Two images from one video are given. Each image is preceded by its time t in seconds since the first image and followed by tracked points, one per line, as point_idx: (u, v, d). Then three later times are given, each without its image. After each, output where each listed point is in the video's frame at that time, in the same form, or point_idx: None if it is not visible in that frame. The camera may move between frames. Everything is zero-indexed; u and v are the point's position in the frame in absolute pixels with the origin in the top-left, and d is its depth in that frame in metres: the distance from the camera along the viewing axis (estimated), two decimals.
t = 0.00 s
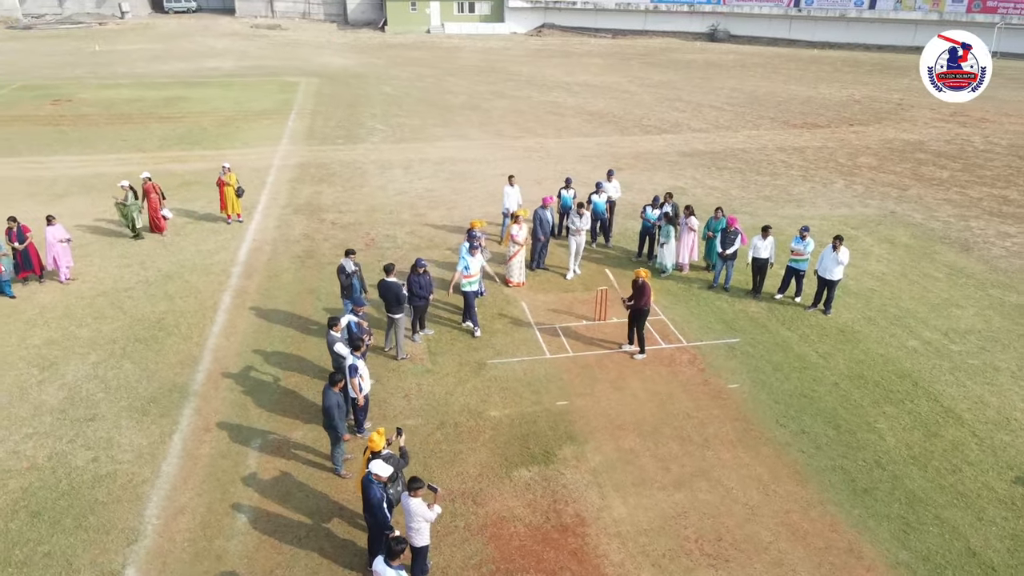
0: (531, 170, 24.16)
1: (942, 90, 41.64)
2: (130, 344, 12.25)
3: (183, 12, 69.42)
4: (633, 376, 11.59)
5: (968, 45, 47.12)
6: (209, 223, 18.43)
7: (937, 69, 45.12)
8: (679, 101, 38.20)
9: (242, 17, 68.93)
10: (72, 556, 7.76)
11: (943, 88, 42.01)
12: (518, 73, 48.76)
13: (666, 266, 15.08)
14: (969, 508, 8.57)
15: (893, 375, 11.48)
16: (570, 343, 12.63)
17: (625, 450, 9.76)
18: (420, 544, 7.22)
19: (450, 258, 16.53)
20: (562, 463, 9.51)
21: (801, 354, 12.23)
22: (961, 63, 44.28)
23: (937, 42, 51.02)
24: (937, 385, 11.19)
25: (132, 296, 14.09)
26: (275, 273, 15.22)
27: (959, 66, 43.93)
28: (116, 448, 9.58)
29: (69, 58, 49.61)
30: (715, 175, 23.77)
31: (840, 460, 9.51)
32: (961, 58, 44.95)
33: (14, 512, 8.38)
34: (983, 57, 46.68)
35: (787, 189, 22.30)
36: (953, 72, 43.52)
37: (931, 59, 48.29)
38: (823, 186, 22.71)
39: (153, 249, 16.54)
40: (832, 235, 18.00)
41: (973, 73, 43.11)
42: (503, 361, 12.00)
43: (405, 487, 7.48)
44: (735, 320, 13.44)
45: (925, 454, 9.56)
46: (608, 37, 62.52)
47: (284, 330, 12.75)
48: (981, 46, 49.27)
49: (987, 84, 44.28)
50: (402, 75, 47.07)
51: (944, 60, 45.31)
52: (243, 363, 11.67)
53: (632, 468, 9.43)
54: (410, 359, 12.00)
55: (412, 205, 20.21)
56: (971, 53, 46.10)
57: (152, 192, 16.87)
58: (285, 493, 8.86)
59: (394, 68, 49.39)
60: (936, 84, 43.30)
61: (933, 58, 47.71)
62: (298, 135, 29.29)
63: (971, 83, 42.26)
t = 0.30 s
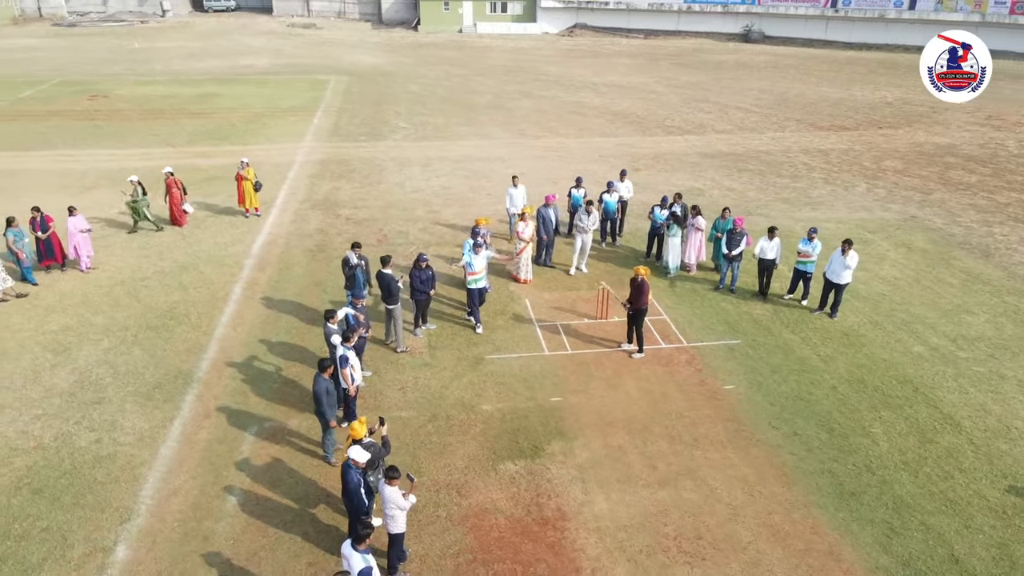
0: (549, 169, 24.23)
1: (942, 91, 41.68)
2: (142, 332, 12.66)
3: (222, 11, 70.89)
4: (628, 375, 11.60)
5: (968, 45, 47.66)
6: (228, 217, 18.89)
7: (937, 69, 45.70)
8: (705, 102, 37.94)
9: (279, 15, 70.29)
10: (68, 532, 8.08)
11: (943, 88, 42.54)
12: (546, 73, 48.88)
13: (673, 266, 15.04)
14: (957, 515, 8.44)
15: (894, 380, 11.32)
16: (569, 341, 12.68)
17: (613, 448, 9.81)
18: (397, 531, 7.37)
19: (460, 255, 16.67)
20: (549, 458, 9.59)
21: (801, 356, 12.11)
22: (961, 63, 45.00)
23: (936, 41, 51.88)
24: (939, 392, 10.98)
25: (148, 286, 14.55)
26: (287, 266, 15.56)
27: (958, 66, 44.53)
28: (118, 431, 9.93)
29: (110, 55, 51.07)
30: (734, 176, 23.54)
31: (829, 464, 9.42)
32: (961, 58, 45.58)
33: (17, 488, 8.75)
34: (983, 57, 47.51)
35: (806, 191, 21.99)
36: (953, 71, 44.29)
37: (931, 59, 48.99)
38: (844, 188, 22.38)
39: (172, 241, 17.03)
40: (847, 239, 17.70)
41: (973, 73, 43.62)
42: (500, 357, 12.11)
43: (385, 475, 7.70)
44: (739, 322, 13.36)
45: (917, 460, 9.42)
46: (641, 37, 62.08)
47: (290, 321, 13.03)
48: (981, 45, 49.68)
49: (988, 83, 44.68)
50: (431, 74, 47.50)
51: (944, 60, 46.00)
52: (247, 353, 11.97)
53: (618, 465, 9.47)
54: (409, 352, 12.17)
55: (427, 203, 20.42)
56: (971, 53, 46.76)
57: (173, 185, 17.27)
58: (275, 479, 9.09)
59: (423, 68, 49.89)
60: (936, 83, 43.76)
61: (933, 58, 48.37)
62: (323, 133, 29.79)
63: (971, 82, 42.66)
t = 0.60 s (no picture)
0: (566, 168, 24.29)
1: (942, 91, 41.49)
2: (154, 319, 13.11)
3: (260, 9, 72.16)
4: (624, 372, 11.66)
5: (968, 45, 48.35)
6: (247, 211, 19.38)
7: (937, 69, 46.11)
8: (732, 103, 37.61)
9: (315, 14, 71.43)
10: (67, 505, 8.47)
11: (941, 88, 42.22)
12: (575, 73, 48.93)
13: (678, 266, 15.05)
14: (941, 518, 8.36)
15: (892, 384, 11.20)
16: (568, 338, 12.78)
17: (600, 442, 9.90)
18: (376, 514, 7.57)
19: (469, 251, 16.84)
20: (535, 450, 9.72)
21: (800, 358, 12.03)
22: (961, 63, 45.39)
23: (936, 43, 52.42)
24: (937, 397, 10.84)
25: (165, 276, 15.03)
26: (299, 259, 15.93)
27: (959, 66, 44.83)
28: (124, 412, 10.35)
29: (150, 52, 52.42)
30: (753, 177, 23.33)
31: (815, 465, 9.39)
32: (961, 58, 46.08)
33: (24, 463, 9.20)
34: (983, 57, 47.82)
35: (825, 193, 21.71)
36: (952, 72, 44.54)
37: (931, 61, 49.40)
38: (864, 191, 22.04)
39: (191, 233, 17.54)
40: (862, 241, 17.44)
41: (972, 73, 43.84)
42: (498, 351, 12.28)
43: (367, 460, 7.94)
44: (741, 322, 13.31)
45: (906, 463, 9.34)
46: (673, 38, 61.54)
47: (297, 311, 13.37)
48: (981, 46, 50.14)
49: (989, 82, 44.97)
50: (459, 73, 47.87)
51: (944, 60, 46.53)
52: (252, 341, 12.32)
53: (603, 459, 9.56)
54: (409, 344, 12.42)
55: (442, 200, 20.65)
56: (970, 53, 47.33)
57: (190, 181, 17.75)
58: (267, 462, 9.38)
59: (452, 67, 50.31)
60: (936, 84, 43.67)
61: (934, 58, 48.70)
62: (348, 130, 30.26)
63: (971, 83, 42.56)
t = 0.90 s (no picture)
0: (584, 167, 24.38)
1: (942, 91, 41.66)
2: (168, 306, 13.59)
3: (297, 9, 73.47)
4: (618, 367, 11.76)
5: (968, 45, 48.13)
6: (267, 204, 19.88)
7: (937, 69, 46.26)
8: (758, 103, 37.28)
9: (350, 14, 72.53)
10: (71, 479, 8.90)
11: (941, 88, 42.58)
12: (602, 72, 48.91)
13: (683, 265, 15.11)
14: (920, 518, 8.34)
15: (888, 385, 11.11)
16: (567, 332, 12.94)
17: (588, 434, 10.03)
18: (356, 494, 7.84)
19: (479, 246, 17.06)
20: (522, 440, 9.89)
21: (797, 357, 12.00)
22: (961, 63, 45.48)
23: (936, 42, 52.33)
24: (933, 399, 10.74)
25: (183, 265, 15.54)
26: (312, 251, 16.32)
27: (959, 66, 45.02)
28: (132, 393, 10.78)
29: (188, 50, 53.70)
30: (771, 178, 23.15)
31: (800, 462, 9.40)
32: (961, 58, 46.07)
33: (34, 438, 9.66)
34: (984, 56, 47.58)
35: (842, 196, 21.47)
36: (953, 71, 44.80)
37: (931, 60, 49.44)
38: (884, 194, 21.74)
39: (211, 224, 18.08)
40: (875, 243, 17.23)
41: (972, 72, 44.04)
42: (496, 344, 12.47)
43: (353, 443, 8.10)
44: (742, 321, 13.30)
45: (893, 463, 9.31)
46: (706, 39, 61.09)
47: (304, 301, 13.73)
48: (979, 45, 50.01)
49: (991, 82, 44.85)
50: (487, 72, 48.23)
51: (944, 60, 46.67)
52: (259, 329, 12.70)
53: (587, 451, 9.69)
54: (410, 335, 12.69)
55: (457, 196, 20.91)
56: (971, 53, 47.10)
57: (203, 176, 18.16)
58: (263, 444, 9.70)
59: (480, 66, 50.68)
60: (936, 84, 43.87)
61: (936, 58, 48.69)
62: (372, 127, 30.73)
63: (971, 82, 42.63)
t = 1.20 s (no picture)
0: (600, 166, 24.49)
1: (942, 91, 41.33)
2: (183, 292, 14.13)
3: (332, 8, 74.57)
4: (612, 361, 11.92)
5: (968, 45, 47.85)
6: (286, 197, 20.42)
7: (936, 69, 45.60)
8: (783, 104, 36.94)
9: (383, 13, 73.39)
10: (78, 451, 9.40)
11: (942, 88, 42.02)
12: (629, 72, 48.83)
13: (688, 262, 15.16)
14: (896, 515, 8.39)
15: (880, 385, 11.10)
16: (566, 326, 13.13)
17: (574, 425, 10.23)
18: (338, 472, 8.18)
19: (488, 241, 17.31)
20: (510, 429, 10.14)
21: (792, 355, 12.03)
22: (961, 63, 44.90)
23: (936, 43, 51.82)
24: (925, 400, 10.70)
25: (200, 254, 16.10)
26: (324, 244, 16.77)
27: (959, 66, 44.53)
28: (141, 374, 11.29)
29: (225, 48, 54.92)
30: (788, 179, 23.00)
31: (782, 457, 9.48)
32: (962, 58, 45.64)
33: (47, 413, 10.21)
34: (982, 57, 47.45)
35: (859, 198, 21.25)
36: (953, 72, 44.15)
37: (931, 59, 48.91)
38: (903, 197, 21.47)
39: (230, 216, 18.66)
40: (886, 245, 17.08)
41: (973, 73, 43.57)
42: (495, 336, 12.72)
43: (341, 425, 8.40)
44: (740, 319, 13.35)
45: (875, 461, 9.34)
46: (739, 39, 60.41)
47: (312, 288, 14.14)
48: (980, 46, 49.86)
49: (988, 83, 44.68)
50: (515, 72, 48.47)
51: (944, 60, 46.07)
52: (266, 317, 13.15)
53: (572, 440, 9.90)
54: (411, 325, 13.02)
55: (472, 193, 21.20)
56: (970, 53, 46.86)
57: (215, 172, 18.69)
58: (259, 425, 10.10)
59: (507, 65, 51.00)
60: (936, 84, 43.43)
61: (933, 59, 48.11)
62: (395, 124, 31.22)
63: (971, 83, 42.28)
